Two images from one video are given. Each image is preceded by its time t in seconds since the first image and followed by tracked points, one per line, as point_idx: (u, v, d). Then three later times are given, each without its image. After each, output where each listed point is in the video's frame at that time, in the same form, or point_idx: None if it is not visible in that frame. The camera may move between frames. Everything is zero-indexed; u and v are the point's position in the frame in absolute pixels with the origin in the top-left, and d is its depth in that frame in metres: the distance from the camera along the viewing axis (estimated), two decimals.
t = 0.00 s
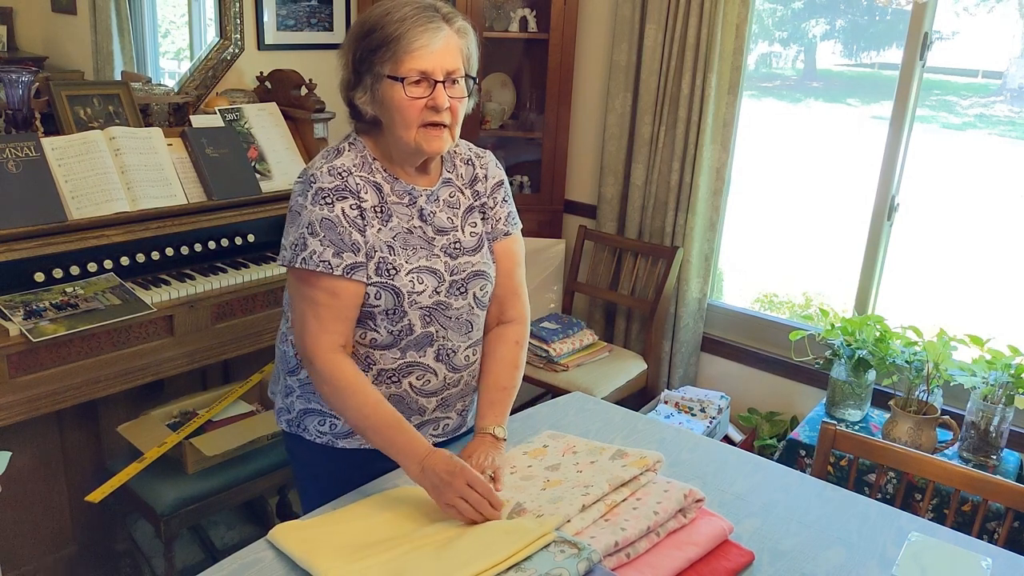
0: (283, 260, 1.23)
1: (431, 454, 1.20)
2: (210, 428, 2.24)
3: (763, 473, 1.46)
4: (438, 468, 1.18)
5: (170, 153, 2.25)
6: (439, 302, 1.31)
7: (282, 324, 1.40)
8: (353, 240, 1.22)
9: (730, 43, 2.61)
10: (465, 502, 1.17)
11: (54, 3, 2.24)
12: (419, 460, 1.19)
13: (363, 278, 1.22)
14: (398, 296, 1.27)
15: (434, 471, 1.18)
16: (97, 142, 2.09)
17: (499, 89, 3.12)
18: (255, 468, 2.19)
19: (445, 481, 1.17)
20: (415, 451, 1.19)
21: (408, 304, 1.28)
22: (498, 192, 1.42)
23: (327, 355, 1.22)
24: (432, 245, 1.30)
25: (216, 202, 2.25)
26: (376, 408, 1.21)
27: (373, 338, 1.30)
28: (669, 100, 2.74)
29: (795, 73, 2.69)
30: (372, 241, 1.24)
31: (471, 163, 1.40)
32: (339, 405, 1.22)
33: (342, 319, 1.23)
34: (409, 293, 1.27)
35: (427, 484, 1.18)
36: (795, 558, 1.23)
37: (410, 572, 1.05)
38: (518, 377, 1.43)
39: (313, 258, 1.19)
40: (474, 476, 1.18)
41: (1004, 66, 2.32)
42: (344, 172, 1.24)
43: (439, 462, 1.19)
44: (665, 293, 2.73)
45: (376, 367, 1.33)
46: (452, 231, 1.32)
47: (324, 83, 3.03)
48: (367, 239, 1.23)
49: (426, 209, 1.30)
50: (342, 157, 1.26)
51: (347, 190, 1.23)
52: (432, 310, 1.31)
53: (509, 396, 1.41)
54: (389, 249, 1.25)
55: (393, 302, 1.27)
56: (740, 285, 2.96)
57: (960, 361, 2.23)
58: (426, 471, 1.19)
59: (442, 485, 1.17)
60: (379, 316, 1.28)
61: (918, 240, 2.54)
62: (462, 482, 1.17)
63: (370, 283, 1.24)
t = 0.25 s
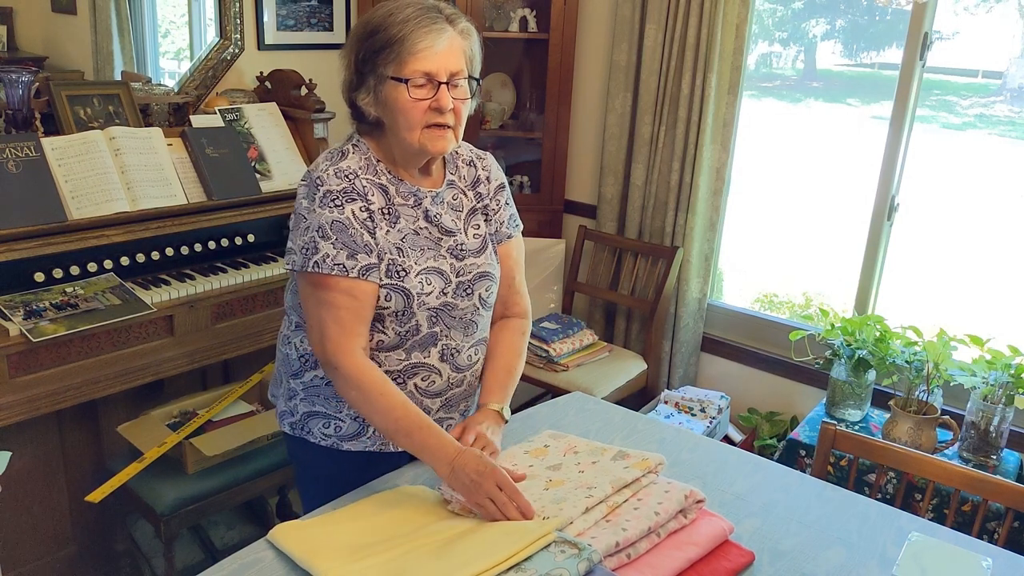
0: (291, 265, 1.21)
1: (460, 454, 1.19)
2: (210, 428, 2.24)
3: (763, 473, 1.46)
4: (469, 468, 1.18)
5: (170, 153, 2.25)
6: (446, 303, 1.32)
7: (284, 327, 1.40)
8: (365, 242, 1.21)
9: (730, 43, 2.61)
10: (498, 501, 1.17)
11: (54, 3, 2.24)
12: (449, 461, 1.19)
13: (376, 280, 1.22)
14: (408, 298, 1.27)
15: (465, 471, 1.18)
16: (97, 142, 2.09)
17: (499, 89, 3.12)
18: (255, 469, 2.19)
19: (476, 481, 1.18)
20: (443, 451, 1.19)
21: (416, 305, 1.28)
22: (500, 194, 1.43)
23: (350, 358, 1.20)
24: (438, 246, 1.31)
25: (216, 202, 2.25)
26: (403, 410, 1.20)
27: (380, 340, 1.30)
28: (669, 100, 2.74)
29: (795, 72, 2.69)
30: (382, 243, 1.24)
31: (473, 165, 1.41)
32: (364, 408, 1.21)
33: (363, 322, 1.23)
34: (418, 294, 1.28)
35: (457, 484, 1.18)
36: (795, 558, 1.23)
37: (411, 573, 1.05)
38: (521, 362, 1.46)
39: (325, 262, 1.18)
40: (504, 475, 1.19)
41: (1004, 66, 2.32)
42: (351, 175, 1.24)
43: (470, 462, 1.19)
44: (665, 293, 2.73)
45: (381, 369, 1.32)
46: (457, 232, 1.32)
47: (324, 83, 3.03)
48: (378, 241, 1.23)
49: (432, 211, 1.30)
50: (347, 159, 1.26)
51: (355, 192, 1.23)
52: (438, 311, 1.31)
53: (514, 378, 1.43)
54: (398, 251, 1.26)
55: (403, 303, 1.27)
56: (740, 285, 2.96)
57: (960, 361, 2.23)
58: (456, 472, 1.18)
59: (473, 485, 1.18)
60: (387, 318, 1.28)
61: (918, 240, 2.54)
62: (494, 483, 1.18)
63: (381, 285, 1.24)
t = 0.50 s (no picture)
0: (301, 266, 1.21)
1: (475, 459, 1.18)
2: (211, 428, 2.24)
3: (763, 473, 1.46)
4: (483, 473, 1.18)
5: (170, 153, 2.25)
6: (450, 304, 1.32)
7: (285, 328, 1.40)
8: (374, 242, 1.21)
9: (730, 43, 2.61)
10: (510, 507, 1.17)
11: (54, 3, 2.24)
12: (464, 466, 1.18)
13: (387, 280, 1.22)
14: (414, 299, 1.27)
15: (480, 476, 1.17)
16: (97, 142, 2.08)
17: (499, 89, 3.12)
18: (255, 469, 2.19)
19: (488, 486, 1.17)
20: (459, 455, 1.18)
21: (422, 306, 1.29)
22: (503, 196, 1.43)
23: (367, 360, 1.19)
24: (444, 247, 1.30)
25: (216, 202, 2.25)
26: (420, 414, 1.19)
27: (385, 341, 1.30)
28: (669, 100, 2.74)
29: (795, 72, 2.69)
30: (389, 244, 1.24)
31: (476, 166, 1.41)
32: (379, 411, 1.20)
33: (376, 324, 1.22)
34: (424, 296, 1.28)
35: (471, 489, 1.17)
36: (795, 558, 1.23)
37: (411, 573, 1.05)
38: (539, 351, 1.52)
39: (336, 263, 1.18)
40: (516, 481, 1.19)
41: (1004, 66, 2.32)
42: (357, 176, 1.23)
43: (485, 467, 1.18)
44: (665, 293, 2.73)
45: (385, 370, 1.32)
46: (462, 234, 1.32)
47: (324, 83, 3.03)
48: (385, 242, 1.23)
49: (437, 212, 1.30)
50: (352, 160, 1.25)
51: (362, 194, 1.23)
52: (442, 312, 1.31)
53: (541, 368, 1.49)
54: (405, 252, 1.25)
55: (409, 304, 1.27)
56: (740, 285, 2.96)
57: (960, 361, 2.23)
58: (471, 477, 1.17)
59: (487, 490, 1.17)
60: (393, 319, 1.28)
61: (918, 240, 2.54)
62: (506, 488, 1.17)
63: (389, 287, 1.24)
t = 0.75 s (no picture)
0: (307, 269, 1.21)
1: (482, 463, 1.19)
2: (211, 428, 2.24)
3: (762, 473, 1.46)
4: (489, 477, 1.18)
5: (170, 153, 2.25)
6: (454, 306, 1.32)
7: (287, 329, 1.40)
8: (382, 244, 1.21)
9: (730, 43, 2.61)
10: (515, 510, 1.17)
11: (54, 3, 2.24)
12: (470, 470, 1.18)
13: (394, 282, 1.22)
14: (419, 301, 1.27)
15: (486, 481, 1.18)
16: (97, 142, 2.08)
17: (499, 89, 3.12)
18: (255, 469, 2.19)
19: (493, 490, 1.18)
20: (466, 460, 1.18)
21: (426, 308, 1.29)
22: (505, 198, 1.43)
23: (376, 363, 1.19)
24: (448, 248, 1.30)
25: (216, 202, 2.25)
26: (428, 417, 1.19)
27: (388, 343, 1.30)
28: (669, 100, 2.74)
29: (795, 72, 2.69)
30: (396, 245, 1.24)
31: (479, 168, 1.41)
32: (388, 414, 1.19)
33: (385, 326, 1.22)
34: (429, 297, 1.28)
35: (477, 493, 1.18)
36: (795, 558, 1.23)
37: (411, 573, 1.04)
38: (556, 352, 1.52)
39: (345, 265, 1.17)
40: (522, 485, 1.19)
41: (1004, 66, 2.32)
42: (364, 177, 1.23)
43: (490, 471, 1.18)
44: (665, 293, 2.73)
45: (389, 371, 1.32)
46: (466, 236, 1.32)
47: (325, 83, 3.03)
48: (392, 243, 1.23)
49: (442, 214, 1.30)
50: (358, 161, 1.25)
51: (369, 195, 1.23)
52: (446, 313, 1.32)
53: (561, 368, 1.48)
54: (411, 254, 1.25)
55: (414, 306, 1.27)
56: (740, 285, 2.96)
57: (960, 361, 2.23)
58: (477, 481, 1.18)
59: (492, 494, 1.18)
60: (398, 321, 1.28)
61: (918, 240, 2.54)
62: (511, 492, 1.18)
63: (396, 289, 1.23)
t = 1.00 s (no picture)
0: (311, 270, 1.21)
1: (483, 465, 1.19)
2: (211, 428, 2.24)
3: (762, 473, 1.46)
4: (489, 480, 1.18)
5: (170, 153, 2.25)
6: (456, 308, 1.32)
7: (290, 328, 1.40)
8: (385, 246, 1.21)
9: (730, 43, 2.61)
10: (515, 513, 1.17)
11: (54, 3, 2.24)
12: (470, 472, 1.18)
13: (398, 283, 1.22)
14: (422, 303, 1.27)
15: (486, 484, 1.18)
16: (97, 142, 2.08)
17: (499, 89, 3.12)
18: (255, 469, 2.19)
19: (493, 492, 1.18)
20: (467, 463, 1.18)
21: (429, 310, 1.29)
22: (510, 201, 1.43)
23: (379, 365, 1.19)
24: (451, 251, 1.30)
25: (216, 202, 2.25)
26: (431, 420, 1.19)
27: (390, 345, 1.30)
28: (669, 100, 2.74)
29: (795, 73, 2.69)
30: (399, 248, 1.23)
31: (484, 171, 1.41)
32: (391, 416, 1.19)
33: (388, 328, 1.22)
34: (431, 300, 1.28)
35: (477, 495, 1.18)
36: (795, 558, 1.23)
37: (410, 573, 1.05)
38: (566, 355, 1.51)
39: (348, 267, 1.17)
40: (523, 487, 1.19)
41: (1004, 66, 2.32)
42: (368, 179, 1.23)
43: (491, 474, 1.19)
44: (665, 293, 2.73)
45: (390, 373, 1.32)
46: (469, 238, 1.32)
47: (325, 83, 3.03)
48: (395, 246, 1.23)
49: (446, 216, 1.30)
50: (362, 162, 1.25)
51: (373, 197, 1.23)
52: (448, 316, 1.31)
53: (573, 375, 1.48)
54: (413, 256, 1.25)
55: (416, 309, 1.27)
56: (740, 285, 2.96)
57: (960, 361, 2.23)
58: (478, 484, 1.18)
59: (492, 496, 1.18)
60: (400, 323, 1.28)
61: (918, 240, 2.55)
62: (512, 494, 1.18)
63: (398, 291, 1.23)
